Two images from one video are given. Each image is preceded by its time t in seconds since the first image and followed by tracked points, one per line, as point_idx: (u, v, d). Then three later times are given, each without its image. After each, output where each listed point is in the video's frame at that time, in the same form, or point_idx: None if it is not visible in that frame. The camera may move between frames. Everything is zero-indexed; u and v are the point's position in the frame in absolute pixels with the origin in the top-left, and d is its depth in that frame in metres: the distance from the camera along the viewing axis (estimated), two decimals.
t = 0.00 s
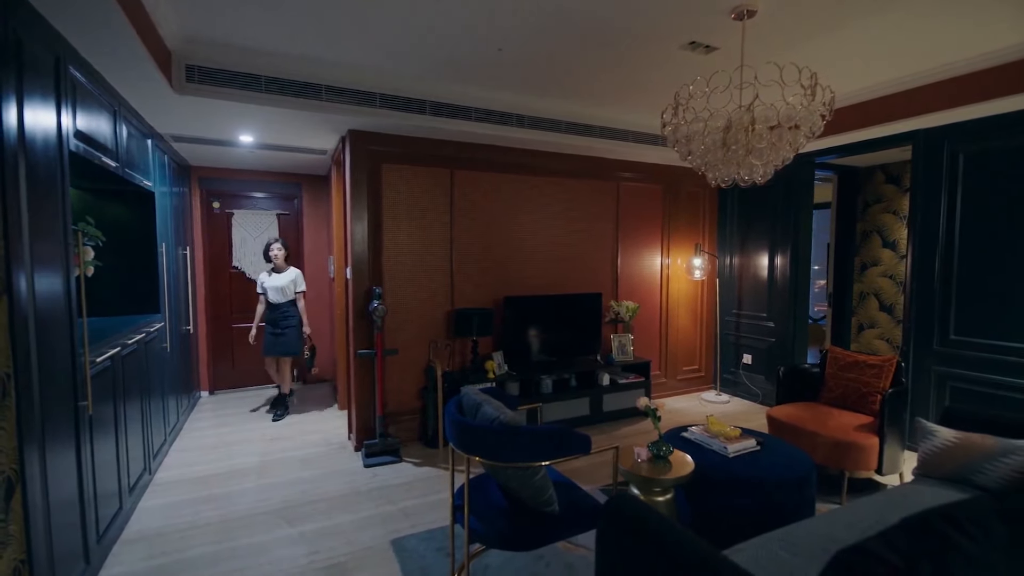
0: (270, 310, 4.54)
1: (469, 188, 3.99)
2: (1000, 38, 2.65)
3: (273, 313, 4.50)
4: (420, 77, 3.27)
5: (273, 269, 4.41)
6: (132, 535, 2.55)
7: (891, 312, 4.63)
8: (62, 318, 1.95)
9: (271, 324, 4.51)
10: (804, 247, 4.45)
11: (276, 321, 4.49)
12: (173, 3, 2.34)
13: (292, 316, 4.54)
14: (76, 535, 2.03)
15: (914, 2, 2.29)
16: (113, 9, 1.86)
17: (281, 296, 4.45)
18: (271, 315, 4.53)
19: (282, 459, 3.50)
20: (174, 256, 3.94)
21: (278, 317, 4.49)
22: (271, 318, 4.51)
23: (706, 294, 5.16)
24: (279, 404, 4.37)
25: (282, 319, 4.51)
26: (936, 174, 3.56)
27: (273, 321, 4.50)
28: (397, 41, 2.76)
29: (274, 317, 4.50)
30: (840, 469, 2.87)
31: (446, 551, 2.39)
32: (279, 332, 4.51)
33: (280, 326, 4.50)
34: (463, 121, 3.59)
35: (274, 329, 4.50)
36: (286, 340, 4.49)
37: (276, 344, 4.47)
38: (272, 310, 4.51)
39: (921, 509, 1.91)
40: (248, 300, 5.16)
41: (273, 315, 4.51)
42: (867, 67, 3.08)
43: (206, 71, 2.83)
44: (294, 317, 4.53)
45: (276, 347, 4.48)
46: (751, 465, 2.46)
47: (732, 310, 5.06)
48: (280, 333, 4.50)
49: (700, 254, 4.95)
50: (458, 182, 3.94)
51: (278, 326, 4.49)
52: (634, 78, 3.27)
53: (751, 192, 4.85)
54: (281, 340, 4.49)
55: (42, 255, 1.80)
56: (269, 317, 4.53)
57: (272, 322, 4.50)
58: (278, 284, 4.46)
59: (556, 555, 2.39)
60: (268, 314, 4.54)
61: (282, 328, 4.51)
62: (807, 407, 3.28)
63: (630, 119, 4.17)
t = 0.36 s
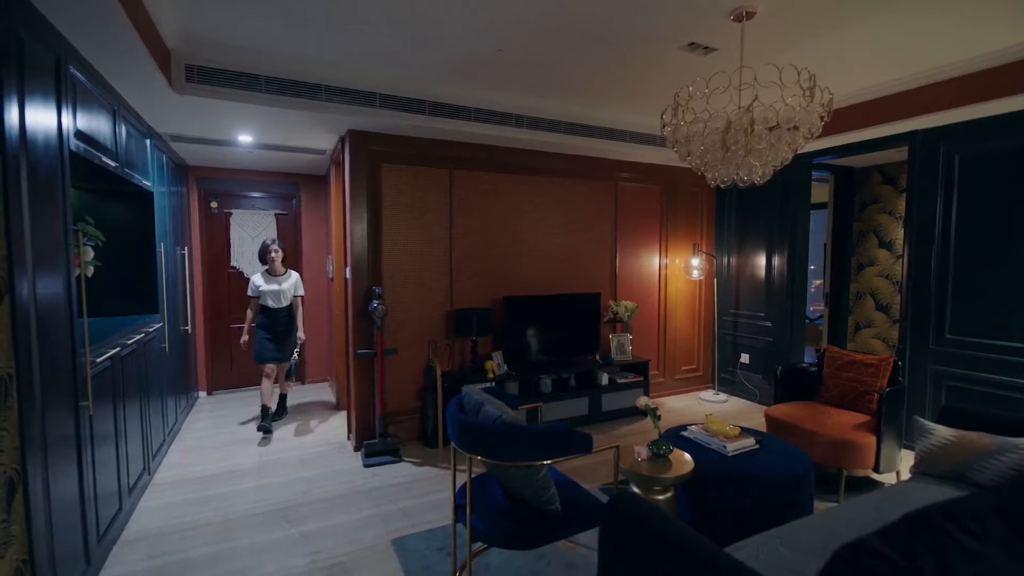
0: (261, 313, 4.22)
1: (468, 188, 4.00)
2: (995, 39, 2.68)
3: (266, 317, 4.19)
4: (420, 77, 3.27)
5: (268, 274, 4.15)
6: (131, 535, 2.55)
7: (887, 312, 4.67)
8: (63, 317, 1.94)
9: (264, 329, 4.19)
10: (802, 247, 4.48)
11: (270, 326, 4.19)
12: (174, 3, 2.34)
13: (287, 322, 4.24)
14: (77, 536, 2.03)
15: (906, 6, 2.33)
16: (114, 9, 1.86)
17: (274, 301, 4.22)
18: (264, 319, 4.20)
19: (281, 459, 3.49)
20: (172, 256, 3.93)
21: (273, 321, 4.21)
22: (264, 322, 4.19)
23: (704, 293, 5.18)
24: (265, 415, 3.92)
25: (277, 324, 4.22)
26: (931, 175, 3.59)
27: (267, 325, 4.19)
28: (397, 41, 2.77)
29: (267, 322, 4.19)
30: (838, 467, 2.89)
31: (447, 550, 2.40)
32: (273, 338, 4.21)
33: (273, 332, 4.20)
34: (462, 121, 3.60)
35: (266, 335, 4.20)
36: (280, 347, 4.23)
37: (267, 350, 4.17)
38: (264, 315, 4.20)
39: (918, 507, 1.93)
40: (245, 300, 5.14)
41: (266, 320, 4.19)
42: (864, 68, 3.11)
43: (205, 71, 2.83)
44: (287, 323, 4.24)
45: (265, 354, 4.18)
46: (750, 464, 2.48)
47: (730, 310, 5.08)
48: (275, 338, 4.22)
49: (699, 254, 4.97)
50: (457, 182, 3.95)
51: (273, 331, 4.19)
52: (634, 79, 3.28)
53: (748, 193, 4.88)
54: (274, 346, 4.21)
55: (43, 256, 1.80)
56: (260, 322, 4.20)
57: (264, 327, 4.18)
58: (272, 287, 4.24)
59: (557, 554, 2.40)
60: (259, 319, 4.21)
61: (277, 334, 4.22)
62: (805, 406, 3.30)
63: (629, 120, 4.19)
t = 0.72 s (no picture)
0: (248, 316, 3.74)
1: (467, 188, 4.00)
2: (988, 40, 2.71)
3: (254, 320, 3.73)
4: (418, 77, 3.28)
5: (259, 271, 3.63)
6: (130, 536, 2.54)
7: (882, 312, 4.71)
8: (62, 317, 1.93)
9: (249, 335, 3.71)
10: (798, 247, 4.51)
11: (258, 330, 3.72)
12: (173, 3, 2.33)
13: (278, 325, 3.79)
14: (76, 537, 2.02)
15: (902, 8, 2.35)
16: (115, 8, 1.86)
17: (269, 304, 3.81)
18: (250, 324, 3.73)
19: (280, 459, 3.49)
20: (169, 256, 3.91)
21: (259, 325, 3.73)
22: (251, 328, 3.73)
23: (701, 293, 5.21)
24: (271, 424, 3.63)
25: (266, 328, 3.74)
26: (927, 176, 3.62)
27: (255, 330, 3.72)
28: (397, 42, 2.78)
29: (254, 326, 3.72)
30: (836, 465, 2.91)
31: (447, 549, 2.40)
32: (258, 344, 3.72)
33: (261, 338, 3.72)
34: (461, 122, 3.61)
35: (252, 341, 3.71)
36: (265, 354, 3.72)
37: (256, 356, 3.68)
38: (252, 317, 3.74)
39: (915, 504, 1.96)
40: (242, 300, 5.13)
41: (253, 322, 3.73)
42: (859, 70, 3.14)
43: (204, 71, 2.83)
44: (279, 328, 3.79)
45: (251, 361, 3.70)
46: (748, 462, 2.50)
47: (727, 309, 5.11)
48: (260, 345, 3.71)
49: (696, 254, 4.99)
50: (456, 182, 3.95)
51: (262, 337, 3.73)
52: (632, 80, 3.30)
53: (745, 193, 4.91)
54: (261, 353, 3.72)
55: (43, 255, 1.80)
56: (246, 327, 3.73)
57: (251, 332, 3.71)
58: (262, 288, 3.75)
59: (557, 552, 2.41)
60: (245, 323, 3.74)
61: (266, 339, 3.74)
62: (802, 405, 3.32)
63: (627, 120, 4.21)
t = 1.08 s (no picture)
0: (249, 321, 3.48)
1: (465, 188, 4.01)
2: (980, 43, 2.75)
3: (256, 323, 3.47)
4: (416, 77, 3.28)
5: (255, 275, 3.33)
6: (128, 537, 2.53)
7: (876, 311, 4.76)
8: (61, 317, 1.93)
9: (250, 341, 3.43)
10: (793, 248, 4.54)
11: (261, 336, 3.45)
12: (172, 2, 2.33)
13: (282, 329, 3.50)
14: (75, 538, 2.01)
15: (897, 10, 2.39)
16: (114, 8, 1.86)
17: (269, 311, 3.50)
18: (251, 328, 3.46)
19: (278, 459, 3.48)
20: (165, 255, 3.90)
21: (261, 331, 3.46)
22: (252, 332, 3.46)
23: (697, 293, 5.23)
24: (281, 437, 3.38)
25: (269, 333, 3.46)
26: (920, 177, 3.66)
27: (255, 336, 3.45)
28: (396, 42, 2.78)
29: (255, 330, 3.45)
30: (831, 463, 2.95)
31: (447, 548, 2.41)
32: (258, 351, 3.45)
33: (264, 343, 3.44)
34: (459, 122, 3.61)
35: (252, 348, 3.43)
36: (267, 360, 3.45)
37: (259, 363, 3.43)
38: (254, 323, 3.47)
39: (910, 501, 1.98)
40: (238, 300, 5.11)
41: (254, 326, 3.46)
42: (854, 72, 3.17)
43: (202, 70, 2.82)
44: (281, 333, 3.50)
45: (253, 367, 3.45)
46: (745, 460, 2.52)
47: (723, 309, 5.14)
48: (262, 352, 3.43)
49: (692, 254, 5.03)
50: (454, 182, 3.96)
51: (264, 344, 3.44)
52: (630, 81, 3.32)
53: (741, 193, 4.94)
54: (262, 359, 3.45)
55: (41, 255, 1.79)
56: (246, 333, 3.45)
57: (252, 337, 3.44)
58: (260, 292, 3.45)
59: (556, 550, 2.43)
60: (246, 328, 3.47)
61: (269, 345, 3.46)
62: (798, 404, 3.35)
63: (624, 120, 4.23)
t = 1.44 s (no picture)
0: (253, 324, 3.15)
1: (462, 188, 4.01)
2: (971, 46, 2.79)
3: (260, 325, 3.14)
4: (414, 77, 3.28)
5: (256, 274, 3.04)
6: (125, 539, 2.52)
7: (869, 310, 4.81)
8: (58, 318, 1.91)
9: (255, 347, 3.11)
10: (787, 248, 4.58)
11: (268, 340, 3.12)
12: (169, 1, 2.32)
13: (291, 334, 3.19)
14: (73, 540, 2.00)
15: (891, 14, 2.42)
16: (112, 6, 1.84)
17: (273, 313, 3.17)
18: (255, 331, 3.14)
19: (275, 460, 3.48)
20: (160, 255, 3.88)
21: (266, 335, 3.13)
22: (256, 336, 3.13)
23: (692, 293, 5.28)
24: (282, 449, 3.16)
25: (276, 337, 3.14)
26: (913, 178, 3.70)
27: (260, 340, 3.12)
28: (395, 42, 2.78)
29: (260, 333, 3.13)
30: (826, 461, 2.98)
31: (446, 548, 2.42)
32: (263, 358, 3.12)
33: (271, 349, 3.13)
34: (456, 122, 3.62)
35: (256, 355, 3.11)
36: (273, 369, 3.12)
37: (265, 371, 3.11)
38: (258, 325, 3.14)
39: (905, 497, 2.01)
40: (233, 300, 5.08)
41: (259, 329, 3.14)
42: (848, 74, 3.21)
43: (199, 69, 2.80)
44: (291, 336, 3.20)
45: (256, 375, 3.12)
46: (742, 458, 2.55)
47: (718, 309, 5.18)
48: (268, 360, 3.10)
49: (687, 254, 5.06)
50: (451, 182, 3.96)
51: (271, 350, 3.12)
52: (627, 82, 3.34)
53: (736, 194, 4.98)
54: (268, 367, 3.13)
55: (39, 255, 1.78)
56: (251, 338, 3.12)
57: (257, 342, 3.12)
58: (263, 292, 3.13)
59: (555, 548, 2.44)
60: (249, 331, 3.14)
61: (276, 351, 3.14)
62: (793, 402, 3.38)
63: (621, 121, 4.25)
